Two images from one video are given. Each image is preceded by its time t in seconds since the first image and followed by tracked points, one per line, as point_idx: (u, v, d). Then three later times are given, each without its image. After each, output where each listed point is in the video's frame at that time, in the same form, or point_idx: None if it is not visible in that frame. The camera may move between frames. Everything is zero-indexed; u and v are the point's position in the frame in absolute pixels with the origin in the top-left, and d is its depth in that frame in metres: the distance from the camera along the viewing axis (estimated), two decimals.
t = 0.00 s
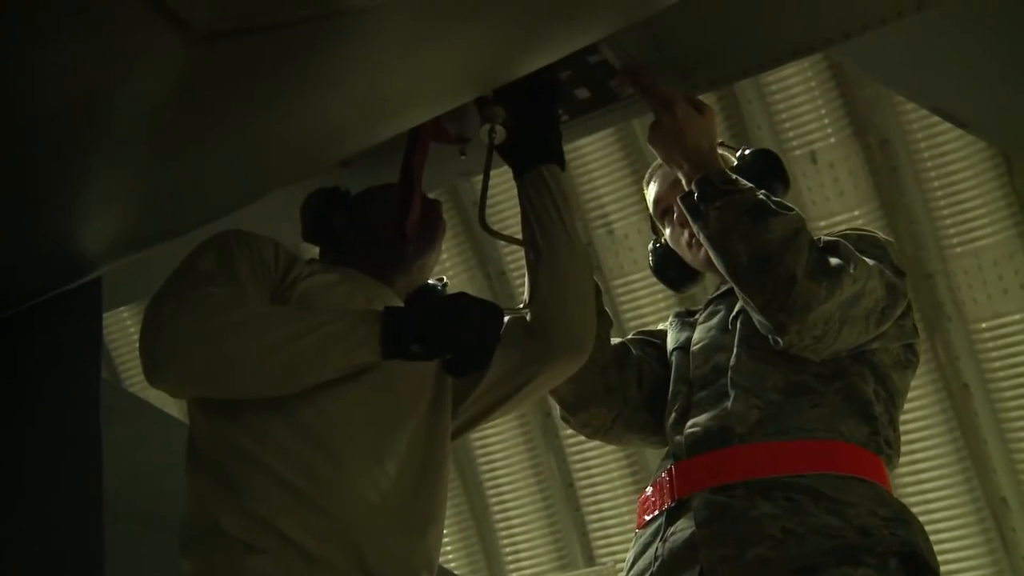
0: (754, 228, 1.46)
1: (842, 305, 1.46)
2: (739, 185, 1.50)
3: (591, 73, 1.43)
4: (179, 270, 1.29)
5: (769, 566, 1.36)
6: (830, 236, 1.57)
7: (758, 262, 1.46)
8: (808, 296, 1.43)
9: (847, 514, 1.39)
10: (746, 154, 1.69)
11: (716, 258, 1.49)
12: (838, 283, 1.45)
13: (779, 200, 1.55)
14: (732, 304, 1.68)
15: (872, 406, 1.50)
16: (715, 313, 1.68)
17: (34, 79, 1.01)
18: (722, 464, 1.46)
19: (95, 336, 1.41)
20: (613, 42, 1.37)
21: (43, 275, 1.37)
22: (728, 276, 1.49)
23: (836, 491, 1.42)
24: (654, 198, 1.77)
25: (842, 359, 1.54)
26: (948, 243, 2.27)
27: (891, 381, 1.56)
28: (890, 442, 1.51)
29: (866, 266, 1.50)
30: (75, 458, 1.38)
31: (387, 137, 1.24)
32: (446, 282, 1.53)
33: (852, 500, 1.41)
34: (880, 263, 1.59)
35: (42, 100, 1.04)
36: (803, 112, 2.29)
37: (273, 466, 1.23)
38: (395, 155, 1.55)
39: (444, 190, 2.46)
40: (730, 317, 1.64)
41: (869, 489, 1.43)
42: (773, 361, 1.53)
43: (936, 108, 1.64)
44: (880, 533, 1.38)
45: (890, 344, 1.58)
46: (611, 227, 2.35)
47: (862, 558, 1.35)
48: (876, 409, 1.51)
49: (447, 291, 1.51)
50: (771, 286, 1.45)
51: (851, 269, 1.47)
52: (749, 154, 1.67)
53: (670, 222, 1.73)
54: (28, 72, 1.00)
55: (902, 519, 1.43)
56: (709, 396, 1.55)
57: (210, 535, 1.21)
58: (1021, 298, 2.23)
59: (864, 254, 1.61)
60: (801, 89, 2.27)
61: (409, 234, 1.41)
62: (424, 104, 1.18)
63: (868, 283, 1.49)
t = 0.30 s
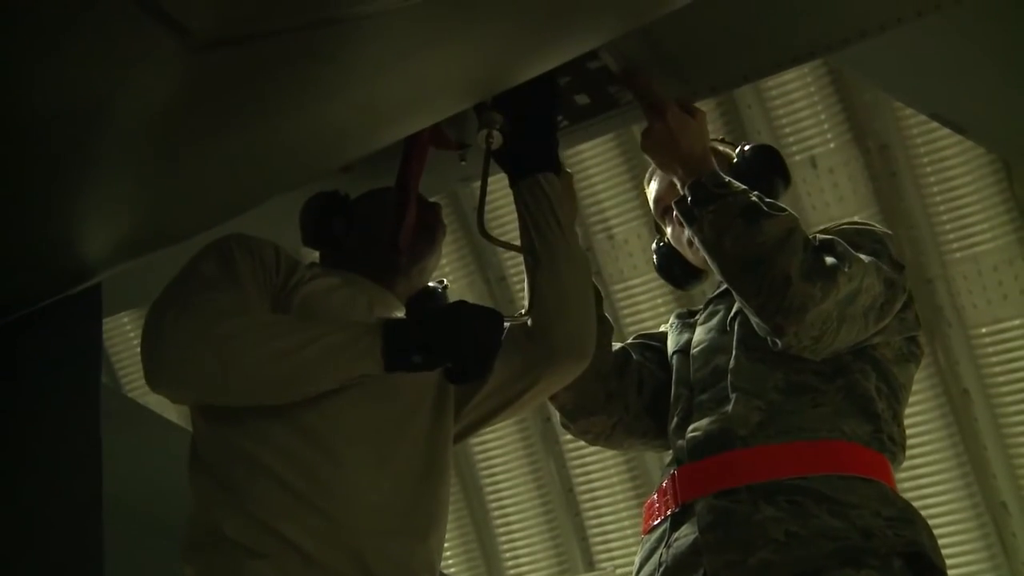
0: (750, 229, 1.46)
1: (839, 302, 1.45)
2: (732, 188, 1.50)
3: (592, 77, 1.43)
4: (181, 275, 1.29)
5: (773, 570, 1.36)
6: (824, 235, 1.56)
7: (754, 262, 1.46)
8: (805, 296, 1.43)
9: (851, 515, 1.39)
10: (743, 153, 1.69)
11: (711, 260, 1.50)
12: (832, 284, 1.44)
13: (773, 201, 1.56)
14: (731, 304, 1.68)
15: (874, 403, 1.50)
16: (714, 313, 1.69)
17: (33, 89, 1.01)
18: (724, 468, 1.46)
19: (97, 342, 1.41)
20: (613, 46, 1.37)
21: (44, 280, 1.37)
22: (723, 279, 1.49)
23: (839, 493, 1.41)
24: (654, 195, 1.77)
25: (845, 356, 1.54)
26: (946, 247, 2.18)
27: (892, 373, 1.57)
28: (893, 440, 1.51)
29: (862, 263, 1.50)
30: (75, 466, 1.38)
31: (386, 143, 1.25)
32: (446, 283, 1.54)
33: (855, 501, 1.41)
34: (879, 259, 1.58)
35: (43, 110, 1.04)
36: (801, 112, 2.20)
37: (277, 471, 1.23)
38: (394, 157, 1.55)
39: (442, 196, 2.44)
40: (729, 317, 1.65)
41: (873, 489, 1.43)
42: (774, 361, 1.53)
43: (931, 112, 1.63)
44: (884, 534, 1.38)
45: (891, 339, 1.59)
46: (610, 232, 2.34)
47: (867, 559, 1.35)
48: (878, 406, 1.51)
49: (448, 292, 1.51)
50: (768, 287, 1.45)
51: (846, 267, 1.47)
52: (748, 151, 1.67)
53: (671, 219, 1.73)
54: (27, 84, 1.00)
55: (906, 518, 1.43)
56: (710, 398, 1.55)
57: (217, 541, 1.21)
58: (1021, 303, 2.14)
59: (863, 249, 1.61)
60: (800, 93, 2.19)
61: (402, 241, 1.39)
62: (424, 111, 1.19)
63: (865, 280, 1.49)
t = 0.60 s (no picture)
0: (752, 228, 1.46)
1: (839, 302, 1.45)
2: (739, 186, 1.50)
3: (589, 83, 1.44)
4: (180, 281, 1.30)
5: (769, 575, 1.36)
6: (826, 236, 1.56)
7: (754, 261, 1.46)
8: (804, 294, 1.43)
9: (847, 519, 1.39)
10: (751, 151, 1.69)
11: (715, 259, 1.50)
12: (833, 283, 1.44)
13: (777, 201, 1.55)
14: (728, 307, 1.69)
15: (872, 405, 1.50)
16: (712, 315, 1.69)
17: (26, 98, 1.00)
18: (721, 472, 1.46)
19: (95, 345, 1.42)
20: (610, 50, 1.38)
21: (42, 285, 1.37)
22: (725, 276, 1.49)
23: (836, 496, 1.41)
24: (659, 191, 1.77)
25: (843, 357, 1.54)
26: (944, 249, 2.17)
27: (892, 376, 1.57)
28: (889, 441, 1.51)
29: (863, 263, 1.50)
30: (74, 470, 1.38)
31: (385, 148, 1.25)
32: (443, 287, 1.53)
33: (851, 504, 1.41)
34: (879, 259, 1.58)
35: (36, 118, 1.04)
36: (799, 117, 2.20)
37: (275, 477, 1.24)
38: (393, 161, 1.55)
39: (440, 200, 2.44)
40: (725, 321, 1.65)
41: (869, 492, 1.43)
42: (772, 363, 1.53)
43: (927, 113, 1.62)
44: (880, 538, 1.37)
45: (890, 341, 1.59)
46: (609, 236, 2.35)
47: (863, 564, 1.35)
48: (876, 408, 1.51)
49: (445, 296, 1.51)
50: (766, 286, 1.45)
51: (847, 267, 1.46)
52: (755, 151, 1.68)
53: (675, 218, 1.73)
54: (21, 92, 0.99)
55: (903, 523, 1.43)
56: (705, 400, 1.55)
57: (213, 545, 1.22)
58: (1018, 307, 2.13)
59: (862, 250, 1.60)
60: (798, 97, 2.18)
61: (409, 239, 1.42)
62: (421, 116, 1.19)
63: (864, 281, 1.49)
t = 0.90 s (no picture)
0: (728, 237, 1.46)
1: (815, 310, 1.45)
2: (722, 197, 1.49)
3: (579, 90, 1.44)
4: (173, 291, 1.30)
5: None
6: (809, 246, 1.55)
7: (733, 267, 1.46)
8: (779, 301, 1.43)
9: (828, 531, 1.38)
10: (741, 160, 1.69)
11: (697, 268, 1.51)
12: (808, 291, 1.43)
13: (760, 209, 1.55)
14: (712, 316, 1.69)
15: (853, 416, 1.50)
16: (696, 323, 1.70)
17: (13, 111, 1.00)
18: (704, 482, 1.47)
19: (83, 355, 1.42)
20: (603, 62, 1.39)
21: (30, 295, 1.37)
22: (707, 286, 1.50)
23: (817, 507, 1.41)
24: (649, 197, 1.77)
25: (824, 367, 1.54)
26: (934, 257, 2.17)
27: (873, 385, 1.58)
28: (870, 451, 1.51)
29: (843, 272, 1.48)
30: (61, 479, 1.38)
31: (375, 158, 1.25)
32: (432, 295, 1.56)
33: (833, 516, 1.41)
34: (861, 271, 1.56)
35: (20, 129, 1.03)
36: (790, 127, 2.18)
37: (265, 487, 1.24)
38: (384, 172, 1.55)
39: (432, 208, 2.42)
40: (709, 330, 1.65)
41: (851, 503, 1.43)
42: (755, 373, 1.53)
43: (917, 122, 1.61)
44: (861, 549, 1.37)
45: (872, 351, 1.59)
46: (601, 243, 2.35)
47: None
48: (858, 418, 1.51)
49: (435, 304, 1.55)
50: (743, 292, 1.46)
51: (823, 275, 1.45)
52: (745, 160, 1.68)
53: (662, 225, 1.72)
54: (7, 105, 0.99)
55: (884, 534, 1.43)
56: (689, 410, 1.55)
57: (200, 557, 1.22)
58: (1009, 313, 2.14)
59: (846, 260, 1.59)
60: (788, 105, 2.15)
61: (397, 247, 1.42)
62: (407, 126, 1.19)
63: (842, 290, 1.47)
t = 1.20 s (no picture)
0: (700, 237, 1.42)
1: (784, 311, 1.41)
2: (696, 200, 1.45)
3: (561, 95, 1.43)
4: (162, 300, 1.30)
5: None
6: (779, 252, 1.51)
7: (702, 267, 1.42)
8: (746, 299, 1.39)
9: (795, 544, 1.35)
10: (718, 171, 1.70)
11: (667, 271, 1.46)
12: (778, 289, 1.39)
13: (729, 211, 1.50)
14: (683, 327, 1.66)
15: (820, 431, 1.47)
16: (668, 335, 1.67)
17: None
18: (672, 494, 1.43)
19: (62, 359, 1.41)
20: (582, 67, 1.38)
21: (9, 299, 1.36)
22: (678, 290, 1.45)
23: (784, 521, 1.37)
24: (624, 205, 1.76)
25: (792, 381, 1.50)
26: (918, 264, 2.17)
27: (841, 401, 1.54)
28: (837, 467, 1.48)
29: (812, 274, 1.44)
30: (41, 485, 1.36)
31: (358, 164, 1.25)
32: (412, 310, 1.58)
33: (799, 530, 1.37)
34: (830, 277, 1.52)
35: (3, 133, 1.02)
36: (774, 134, 2.17)
37: (246, 495, 1.25)
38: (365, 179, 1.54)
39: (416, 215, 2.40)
40: (681, 340, 1.62)
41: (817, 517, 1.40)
42: (724, 384, 1.50)
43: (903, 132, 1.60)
44: (827, 564, 1.34)
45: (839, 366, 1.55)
46: (585, 248, 2.35)
47: None
48: (825, 433, 1.47)
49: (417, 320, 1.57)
50: (712, 291, 1.41)
51: (791, 274, 1.41)
52: (723, 171, 1.68)
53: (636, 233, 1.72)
54: None
55: (849, 550, 1.39)
56: (657, 420, 1.52)
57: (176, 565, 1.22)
58: (992, 318, 2.14)
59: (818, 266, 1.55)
60: (772, 111, 2.14)
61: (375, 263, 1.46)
62: (386, 130, 1.18)
63: (811, 291, 1.43)
